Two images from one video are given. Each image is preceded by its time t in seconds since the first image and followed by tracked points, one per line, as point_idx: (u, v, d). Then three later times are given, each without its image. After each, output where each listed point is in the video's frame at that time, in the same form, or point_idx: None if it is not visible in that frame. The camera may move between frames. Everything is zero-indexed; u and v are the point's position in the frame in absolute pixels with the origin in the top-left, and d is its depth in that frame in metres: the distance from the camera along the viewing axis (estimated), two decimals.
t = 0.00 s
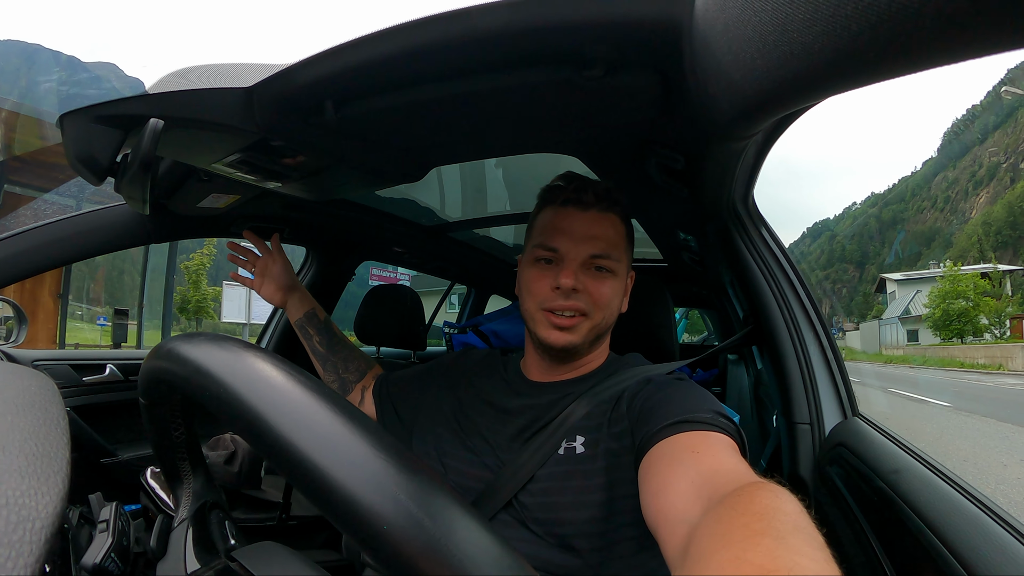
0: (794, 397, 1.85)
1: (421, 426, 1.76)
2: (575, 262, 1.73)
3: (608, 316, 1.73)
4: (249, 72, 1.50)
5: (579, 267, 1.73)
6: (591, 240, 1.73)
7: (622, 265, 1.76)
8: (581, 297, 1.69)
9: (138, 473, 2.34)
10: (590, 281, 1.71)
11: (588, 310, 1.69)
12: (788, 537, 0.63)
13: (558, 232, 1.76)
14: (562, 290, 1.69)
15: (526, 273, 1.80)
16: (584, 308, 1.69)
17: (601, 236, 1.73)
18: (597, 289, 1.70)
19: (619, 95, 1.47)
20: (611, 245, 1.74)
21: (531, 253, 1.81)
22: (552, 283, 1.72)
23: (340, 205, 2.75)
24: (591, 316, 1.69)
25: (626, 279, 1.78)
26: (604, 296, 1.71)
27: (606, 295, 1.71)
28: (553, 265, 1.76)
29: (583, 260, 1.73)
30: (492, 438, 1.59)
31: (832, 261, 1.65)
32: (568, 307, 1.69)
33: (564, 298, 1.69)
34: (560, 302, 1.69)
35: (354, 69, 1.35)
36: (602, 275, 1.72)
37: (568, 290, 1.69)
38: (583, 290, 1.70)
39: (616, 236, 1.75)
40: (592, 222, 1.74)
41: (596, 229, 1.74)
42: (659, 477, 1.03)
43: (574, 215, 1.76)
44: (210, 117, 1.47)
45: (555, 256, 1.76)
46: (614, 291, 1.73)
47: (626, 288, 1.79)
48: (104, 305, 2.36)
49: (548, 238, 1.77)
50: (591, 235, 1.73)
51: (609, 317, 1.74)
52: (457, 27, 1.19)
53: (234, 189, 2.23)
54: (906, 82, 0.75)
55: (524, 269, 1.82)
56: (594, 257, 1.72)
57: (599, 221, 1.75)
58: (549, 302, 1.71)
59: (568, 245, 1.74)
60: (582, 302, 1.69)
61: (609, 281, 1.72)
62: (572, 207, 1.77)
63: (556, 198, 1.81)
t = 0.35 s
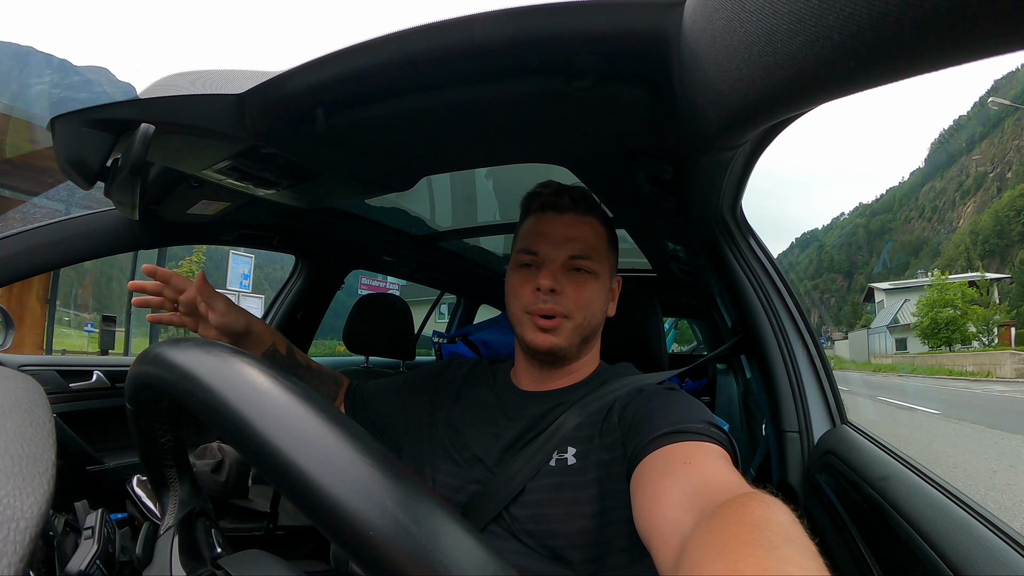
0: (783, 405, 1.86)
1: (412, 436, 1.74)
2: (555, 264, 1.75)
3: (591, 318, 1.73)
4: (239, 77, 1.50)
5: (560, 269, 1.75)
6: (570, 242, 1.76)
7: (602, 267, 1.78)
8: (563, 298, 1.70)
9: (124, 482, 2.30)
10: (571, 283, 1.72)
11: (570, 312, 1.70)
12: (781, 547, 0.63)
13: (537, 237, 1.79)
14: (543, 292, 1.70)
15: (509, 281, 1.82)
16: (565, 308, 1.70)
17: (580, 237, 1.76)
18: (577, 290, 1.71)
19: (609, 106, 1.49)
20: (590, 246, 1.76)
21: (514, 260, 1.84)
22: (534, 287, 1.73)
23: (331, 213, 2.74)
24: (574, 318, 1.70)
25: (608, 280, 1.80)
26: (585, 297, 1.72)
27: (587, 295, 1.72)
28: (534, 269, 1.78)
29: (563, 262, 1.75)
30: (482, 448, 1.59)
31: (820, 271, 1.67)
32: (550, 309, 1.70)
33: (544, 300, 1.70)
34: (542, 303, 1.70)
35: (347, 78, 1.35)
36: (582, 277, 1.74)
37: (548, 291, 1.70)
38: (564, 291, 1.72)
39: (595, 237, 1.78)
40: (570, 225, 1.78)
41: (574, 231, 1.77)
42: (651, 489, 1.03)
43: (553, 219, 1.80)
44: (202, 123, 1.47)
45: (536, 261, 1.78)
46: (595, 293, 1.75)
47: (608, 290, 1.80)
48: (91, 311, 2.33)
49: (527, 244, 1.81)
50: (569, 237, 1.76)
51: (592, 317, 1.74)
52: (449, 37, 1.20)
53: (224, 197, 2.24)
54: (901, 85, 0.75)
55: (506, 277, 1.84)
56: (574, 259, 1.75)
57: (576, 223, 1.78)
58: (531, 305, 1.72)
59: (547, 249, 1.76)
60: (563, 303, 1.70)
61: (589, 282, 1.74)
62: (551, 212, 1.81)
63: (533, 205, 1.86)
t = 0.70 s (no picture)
0: (770, 406, 1.87)
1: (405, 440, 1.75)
2: (472, 273, 1.75)
3: (526, 306, 1.74)
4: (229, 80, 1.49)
5: (479, 274, 1.75)
6: (474, 249, 1.77)
7: (519, 256, 1.78)
8: (492, 298, 1.71)
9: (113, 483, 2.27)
10: (494, 282, 1.73)
11: (503, 308, 1.71)
12: (765, 543, 0.63)
13: (450, 257, 1.81)
14: (467, 302, 1.71)
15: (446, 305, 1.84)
16: (496, 305, 1.70)
17: (481, 241, 1.77)
18: (498, 287, 1.72)
19: (598, 109, 1.50)
20: (495, 243, 1.77)
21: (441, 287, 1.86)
22: (460, 301, 1.74)
23: (320, 214, 2.73)
24: (509, 311, 1.71)
25: (531, 267, 1.80)
26: (513, 290, 1.73)
27: (511, 287, 1.72)
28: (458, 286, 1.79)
29: (477, 268, 1.75)
30: (471, 447, 1.59)
31: (809, 275, 1.68)
32: (482, 313, 1.70)
33: (474, 307, 1.70)
34: (472, 312, 1.71)
35: (337, 79, 1.34)
36: (503, 272, 1.74)
37: (474, 298, 1.71)
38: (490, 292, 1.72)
39: (498, 233, 1.78)
40: (471, 233, 1.79)
41: (477, 237, 1.78)
42: (637, 486, 1.03)
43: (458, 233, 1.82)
44: (192, 122, 1.46)
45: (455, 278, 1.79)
46: (521, 282, 1.75)
47: (537, 276, 1.80)
48: (78, 311, 2.31)
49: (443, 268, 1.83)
50: (475, 245, 1.77)
51: (526, 303, 1.74)
52: (438, 39, 1.19)
53: (215, 195, 2.22)
54: (889, 85, 0.74)
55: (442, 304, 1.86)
56: (486, 261, 1.75)
57: (476, 229, 1.80)
58: (464, 318, 1.73)
59: (460, 263, 1.78)
60: (492, 302, 1.71)
61: (506, 275, 1.74)
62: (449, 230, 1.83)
63: (443, 228, 1.88)
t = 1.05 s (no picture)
0: (766, 403, 1.88)
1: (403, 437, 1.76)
2: (494, 252, 1.79)
3: (541, 295, 1.76)
4: (225, 73, 1.47)
5: (500, 254, 1.79)
6: (500, 227, 1.81)
7: (540, 246, 1.83)
8: (511, 279, 1.74)
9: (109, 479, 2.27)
10: (514, 265, 1.76)
11: (519, 292, 1.73)
12: (761, 545, 0.63)
13: (472, 234, 1.84)
14: (486, 278, 1.73)
15: (458, 283, 1.84)
16: (515, 287, 1.73)
17: (507, 222, 1.82)
18: (520, 269, 1.75)
19: (595, 105, 1.49)
20: (520, 228, 1.82)
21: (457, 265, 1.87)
22: (478, 277, 1.76)
23: (317, 209, 2.73)
24: (524, 296, 1.73)
25: (550, 258, 1.84)
26: (530, 276, 1.76)
27: (533, 272, 1.76)
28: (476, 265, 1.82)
29: (499, 247, 1.80)
30: (467, 444, 1.58)
31: (806, 271, 1.67)
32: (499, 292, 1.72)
33: (493, 284, 1.73)
34: (489, 289, 1.73)
35: (334, 73, 1.33)
36: (524, 256, 1.78)
37: (494, 275, 1.74)
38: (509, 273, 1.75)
39: (522, 219, 1.83)
40: (496, 214, 1.83)
41: (502, 218, 1.82)
42: (634, 484, 1.04)
43: (482, 212, 1.85)
44: (189, 118, 1.46)
45: (475, 256, 1.82)
46: (540, 270, 1.78)
47: (554, 268, 1.84)
48: (76, 308, 2.28)
49: (465, 244, 1.85)
50: (500, 225, 1.81)
51: (544, 292, 1.77)
52: (435, 35, 1.19)
53: (211, 191, 2.21)
54: (886, 76, 0.73)
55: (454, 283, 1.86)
56: (509, 243, 1.79)
57: (501, 212, 1.84)
58: (479, 296, 1.74)
59: (482, 240, 1.81)
60: (511, 282, 1.74)
61: (528, 260, 1.78)
62: (474, 209, 1.86)
63: (463, 206, 1.89)
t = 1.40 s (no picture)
0: (769, 405, 1.87)
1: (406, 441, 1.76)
2: (525, 259, 1.76)
3: (564, 311, 1.74)
4: (226, 72, 1.46)
5: (531, 263, 1.76)
6: (537, 235, 1.78)
7: (571, 261, 1.80)
8: (538, 292, 1.71)
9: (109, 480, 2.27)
10: (543, 276, 1.74)
11: (544, 305, 1.70)
12: (766, 544, 0.63)
13: (505, 234, 1.81)
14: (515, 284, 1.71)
15: (481, 278, 1.82)
16: (539, 300, 1.71)
17: (545, 231, 1.78)
18: (549, 283, 1.73)
19: (597, 106, 1.50)
20: (558, 240, 1.79)
21: (485, 260, 1.84)
22: (506, 281, 1.74)
23: (317, 210, 2.73)
24: (548, 310, 1.70)
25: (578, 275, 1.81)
26: (557, 291, 1.73)
27: (560, 289, 1.73)
28: (504, 266, 1.79)
29: (532, 256, 1.77)
30: (468, 448, 1.58)
31: (806, 272, 1.66)
32: (525, 301, 1.70)
33: (519, 293, 1.70)
34: (515, 296, 1.70)
35: (337, 72, 1.33)
36: (554, 270, 1.76)
37: (521, 284, 1.71)
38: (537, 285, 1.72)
39: (559, 231, 1.80)
40: (536, 220, 1.80)
41: (541, 226, 1.79)
42: (637, 485, 1.04)
43: (521, 215, 1.82)
44: (190, 118, 1.46)
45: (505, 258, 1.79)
46: (567, 286, 1.76)
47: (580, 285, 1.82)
48: (75, 307, 2.28)
49: (496, 242, 1.82)
50: (537, 232, 1.78)
51: (567, 310, 1.75)
52: (437, 34, 1.19)
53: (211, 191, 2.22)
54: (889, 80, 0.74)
55: (477, 277, 1.84)
56: (544, 252, 1.77)
57: (543, 219, 1.80)
58: (504, 299, 1.71)
59: (516, 244, 1.78)
60: (536, 294, 1.71)
61: (558, 275, 1.75)
62: (517, 210, 1.83)
63: (504, 203, 1.86)
